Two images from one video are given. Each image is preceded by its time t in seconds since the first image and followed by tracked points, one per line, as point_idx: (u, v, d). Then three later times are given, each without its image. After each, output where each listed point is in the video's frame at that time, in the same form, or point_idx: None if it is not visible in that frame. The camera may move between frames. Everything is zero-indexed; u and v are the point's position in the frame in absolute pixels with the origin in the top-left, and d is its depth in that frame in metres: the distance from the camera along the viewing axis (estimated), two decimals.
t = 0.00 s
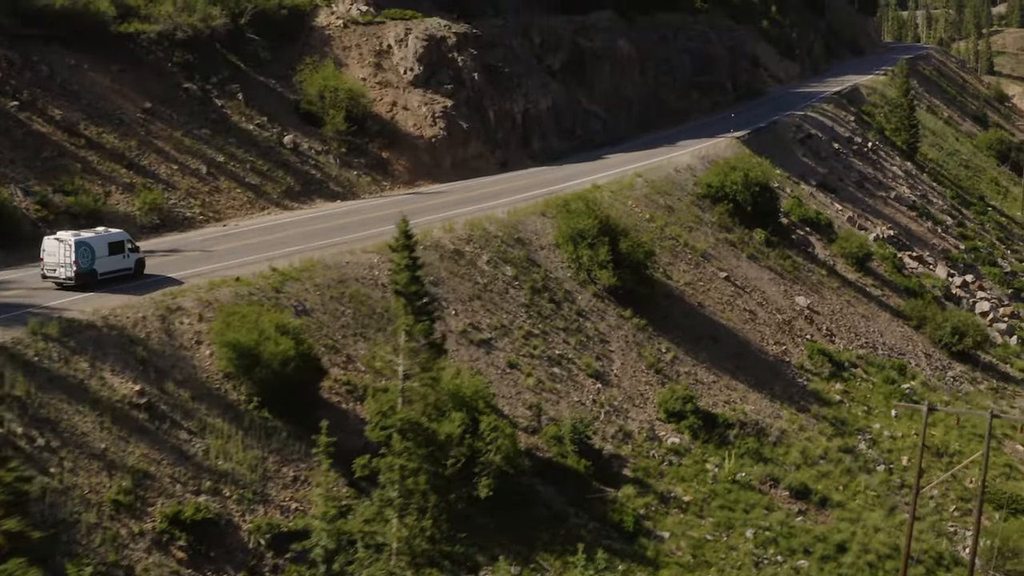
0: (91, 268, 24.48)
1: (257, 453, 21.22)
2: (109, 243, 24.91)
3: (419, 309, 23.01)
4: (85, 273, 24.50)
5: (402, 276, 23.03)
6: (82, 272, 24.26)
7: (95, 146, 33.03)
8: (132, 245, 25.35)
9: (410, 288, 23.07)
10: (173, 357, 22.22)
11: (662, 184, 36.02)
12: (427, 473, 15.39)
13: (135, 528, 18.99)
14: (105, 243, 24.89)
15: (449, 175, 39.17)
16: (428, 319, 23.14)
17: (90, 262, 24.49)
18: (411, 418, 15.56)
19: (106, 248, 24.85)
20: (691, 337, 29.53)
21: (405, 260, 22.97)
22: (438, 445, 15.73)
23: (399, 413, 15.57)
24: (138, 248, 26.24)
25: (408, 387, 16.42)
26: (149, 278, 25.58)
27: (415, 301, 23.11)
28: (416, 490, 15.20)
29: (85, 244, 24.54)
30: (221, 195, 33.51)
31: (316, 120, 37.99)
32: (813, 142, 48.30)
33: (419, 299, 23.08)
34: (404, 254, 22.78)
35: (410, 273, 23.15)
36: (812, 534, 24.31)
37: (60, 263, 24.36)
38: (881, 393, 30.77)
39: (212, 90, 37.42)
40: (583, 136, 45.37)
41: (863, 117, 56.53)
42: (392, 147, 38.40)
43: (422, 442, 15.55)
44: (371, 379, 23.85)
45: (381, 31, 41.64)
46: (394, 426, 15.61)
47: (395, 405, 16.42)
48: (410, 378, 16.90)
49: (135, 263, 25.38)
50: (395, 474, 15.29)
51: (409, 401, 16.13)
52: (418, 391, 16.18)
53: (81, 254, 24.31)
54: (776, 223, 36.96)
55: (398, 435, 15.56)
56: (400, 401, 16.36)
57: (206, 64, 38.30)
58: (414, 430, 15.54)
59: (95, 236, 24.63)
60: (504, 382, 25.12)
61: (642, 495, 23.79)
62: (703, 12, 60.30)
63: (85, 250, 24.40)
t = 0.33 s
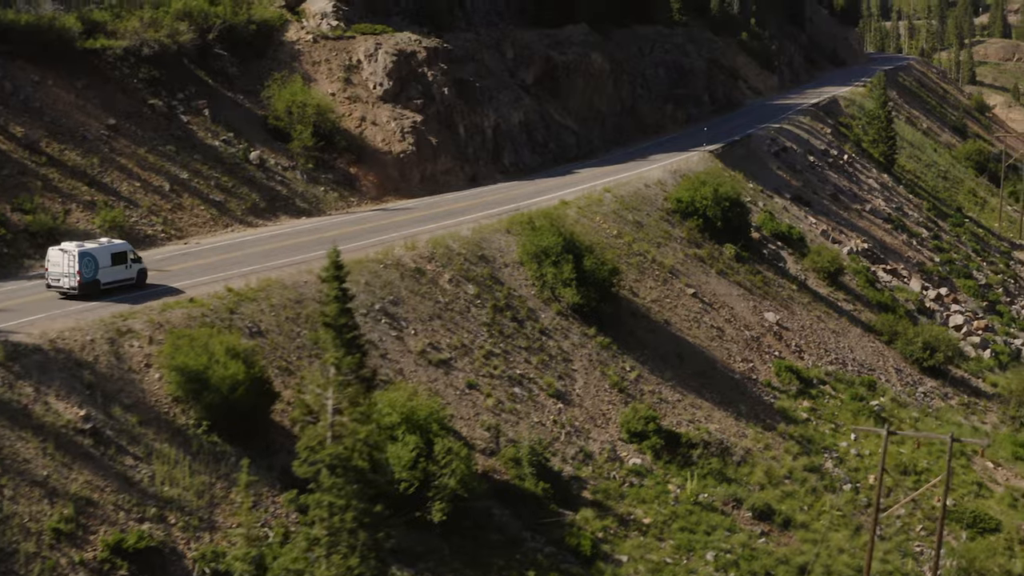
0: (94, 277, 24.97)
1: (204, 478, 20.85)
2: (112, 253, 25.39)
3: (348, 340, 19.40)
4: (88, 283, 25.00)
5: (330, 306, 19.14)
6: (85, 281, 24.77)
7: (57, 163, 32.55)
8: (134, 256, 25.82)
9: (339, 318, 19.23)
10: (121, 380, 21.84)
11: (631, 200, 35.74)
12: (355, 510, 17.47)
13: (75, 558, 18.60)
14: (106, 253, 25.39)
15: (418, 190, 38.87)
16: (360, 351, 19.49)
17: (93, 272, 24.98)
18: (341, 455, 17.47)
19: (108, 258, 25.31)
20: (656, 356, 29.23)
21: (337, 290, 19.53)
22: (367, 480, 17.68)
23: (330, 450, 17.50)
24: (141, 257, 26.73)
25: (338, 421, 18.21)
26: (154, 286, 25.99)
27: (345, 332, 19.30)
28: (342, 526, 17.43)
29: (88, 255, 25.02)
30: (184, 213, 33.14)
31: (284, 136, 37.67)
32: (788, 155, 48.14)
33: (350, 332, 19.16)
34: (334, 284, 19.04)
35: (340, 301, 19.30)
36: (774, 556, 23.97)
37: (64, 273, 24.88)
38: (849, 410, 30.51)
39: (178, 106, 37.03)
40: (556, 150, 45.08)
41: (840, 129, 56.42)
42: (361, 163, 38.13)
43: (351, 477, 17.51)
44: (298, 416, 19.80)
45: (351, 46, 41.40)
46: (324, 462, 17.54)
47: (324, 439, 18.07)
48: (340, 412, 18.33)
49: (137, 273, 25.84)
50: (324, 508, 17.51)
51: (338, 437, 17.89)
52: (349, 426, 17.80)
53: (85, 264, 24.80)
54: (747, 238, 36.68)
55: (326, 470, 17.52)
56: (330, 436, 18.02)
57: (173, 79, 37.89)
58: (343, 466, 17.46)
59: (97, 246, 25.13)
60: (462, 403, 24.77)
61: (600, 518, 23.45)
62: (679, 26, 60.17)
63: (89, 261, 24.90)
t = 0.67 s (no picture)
0: (97, 287, 25.36)
1: (150, 504, 20.46)
2: (115, 264, 25.75)
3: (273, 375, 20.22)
4: (91, 293, 25.42)
5: (253, 341, 20.04)
6: (87, 291, 25.19)
7: (17, 180, 32.06)
8: (138, 266, 26.16)
9: (264, 353, 20.09)
10: (66, 405, 21.43)
11: (600, 215, 35.49)
12: (278, 546, 19.12)
13: None
14: (109, 263, 25.77)
15: (386, 205, 38.58)
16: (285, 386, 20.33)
17: (96, 282, 25.37)
18: (264, 493, 19.08)
19: (111, 269, 25.69)
20: (620, 374, 28.95)
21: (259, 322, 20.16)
22: (290, 516, 19.35)
23: (254, 489, 19.06)
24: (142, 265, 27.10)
25: (260, 455, 19.52)
26: (156, 296, 26.35)
27: (269, 364, 20.09)
28: (269, 562, 19.02)
29: (91, 265, 25.41)
30: (146, 230, 32.75)
31: (251, 152, 37.38)
32: (763, 168, 47.98)
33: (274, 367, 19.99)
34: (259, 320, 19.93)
35: (265, 336, 20.20)
36: None
37: (69, 283, 25.37)
38: (817, 427, 30.24)
39: (144, 121, 36.60)
40: (528, 164, 44.80)
41: (817, 141, 56.29)
42: (328, 178, 37.86)
43: (272, 514, 19.15)
44: (221, 451, 19.98)
45: (320, 61, 41.10)
46: (247, 500, 19.09)
47: (245, 476, 19.40)
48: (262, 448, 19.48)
49: (139, 283, 26.15)
50: (248, 545, 19.07)
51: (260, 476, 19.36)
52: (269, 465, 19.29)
53: (88, 275, 25.19)
54: (718, 252, 36.42)
55: (252, 507, 19.09)
56: (252, 472, 19.42)
57: (139, 94, 37.44)
58: (265, 504, 19.07)
59: (101, 257, 25.56)
60: (419, 424, 24.44)
61: (558, 541, 23.12)
62: (657, 38, 60.03)
63: (91, 271, 25.31)
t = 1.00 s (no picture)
0: (100, 296, 25.95)
1: (93, 530, 20.08)
2: (118, 273, 26.31)
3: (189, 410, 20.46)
4: (93, 302, 25.98)
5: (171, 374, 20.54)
6: (90, 301, 25.76)
7: None
8: (139, 275, 26.74)
9: (180, 388, 20.55)
10: (9, 430, 21.00)
11: (568, 230, 35.24)
12: None
13: None
14: (112, 272, 26.32)
15: (354, 221, 38.32)
16: (202, 422, 20.58)
17: (99, 291, 25.94)
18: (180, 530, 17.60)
19: (114, 278, 26.24)
20: (584, 392, 28.66)
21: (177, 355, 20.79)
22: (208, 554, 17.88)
23: (171, 526, 17.61)
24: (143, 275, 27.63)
25: (179, 492, 18.07)
26: (157, 305, 26.97)
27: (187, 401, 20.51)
28: None
29: (95, 274, 25.94)
30: (108, 246, 32.37)
31: (217, 167, 37.11)
32: (739, 180, 47.79)
33: (191, 404, 20.32)
34: (177, 354, 20.35)
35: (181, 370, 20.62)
36: None
37: (73, 291, 25.91)
38: (783, 444, 29.97)
39: (109, 136, 36.15)
40: (500, 178, 44.58)
41: (794, 152, 56.17)
42: (295, 194, 37.59)
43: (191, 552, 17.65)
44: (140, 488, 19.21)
45: (289, 75, 40.83)
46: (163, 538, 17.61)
47: (161, 513, 17.91)
48: (179, 483, 18.18)
49: (141, 291, 26.79)
50: None
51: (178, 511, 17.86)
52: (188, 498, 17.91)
53: (91, 284, 25.74)
54: (687, 266, 36.19)
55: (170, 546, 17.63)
56: (171, 508, 17.95)
57: (105, 110, 37.02)
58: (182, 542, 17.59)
59: (103, 266, 26.03)
60: (375, 445, 24.12)
61: (514, 563, 22.78)
62: (634, 50, 59.88)
63: (95, 280, 25.83)
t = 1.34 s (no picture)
0: (102, 304, 26.25)
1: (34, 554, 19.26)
2: (120, 281, 26.62)
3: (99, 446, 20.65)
4: (96, 310, 26.33)
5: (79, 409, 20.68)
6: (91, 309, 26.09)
7: None
8: (141, 283, 27.00)
9: (89, 423, 20.65)
10: None
11: (535, 245, 35.00)
12: None
13: None
14: (115, 281, 26.62)
15: (322, 235, 38.03)
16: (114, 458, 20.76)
17: (101, 299, 26.28)
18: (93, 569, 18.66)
19: (116, 287, 26.56)
20: (546, 410, 28.37)
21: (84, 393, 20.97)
22: None
23: (81, 566, 18.63)
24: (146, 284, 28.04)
25: (88, 531, 19.23)
26: (160, 312, 27.32)
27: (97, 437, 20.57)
28: None
29: (97, 283, 26.28)
30: (69, 263, 31.95)
31: (183, 182, 36.86)
32: (714, 192, 47.58)
33: (100, 440, 20.49)
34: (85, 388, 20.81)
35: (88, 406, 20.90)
36: None
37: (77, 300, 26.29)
38: (748, 461, 29.71)
39: (73, 151, 35.73)
40: (471, 192, 44.39)
41: (772, 162, 56.00)
42: (261, 209, 37.31)
43: None
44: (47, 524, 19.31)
45: (258, 89, 40.53)
46: None
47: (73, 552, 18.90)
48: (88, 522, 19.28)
49: (143, 299, 27.07)
50: None
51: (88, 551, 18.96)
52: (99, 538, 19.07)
53: (93, 292, 26.08)
54: (656, 280, 35.97)
55: None
56: (80, 548, 18.97)
57: (71, 124, 36.54)
58: None
59: (105, 276, 26.38)
60: (329, 466, 23.80)
61: None
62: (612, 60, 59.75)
63: (97, 289, 26.19)
